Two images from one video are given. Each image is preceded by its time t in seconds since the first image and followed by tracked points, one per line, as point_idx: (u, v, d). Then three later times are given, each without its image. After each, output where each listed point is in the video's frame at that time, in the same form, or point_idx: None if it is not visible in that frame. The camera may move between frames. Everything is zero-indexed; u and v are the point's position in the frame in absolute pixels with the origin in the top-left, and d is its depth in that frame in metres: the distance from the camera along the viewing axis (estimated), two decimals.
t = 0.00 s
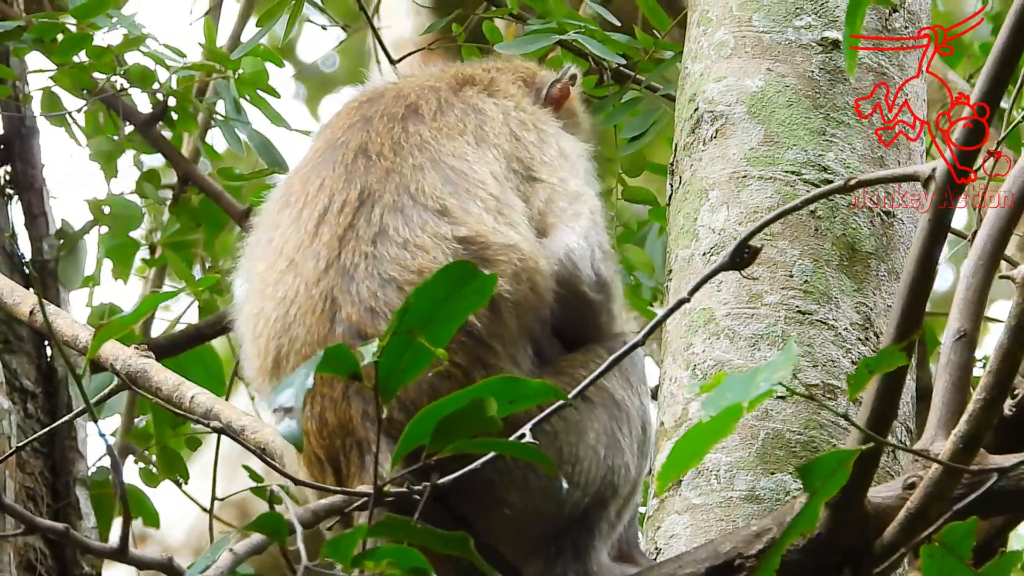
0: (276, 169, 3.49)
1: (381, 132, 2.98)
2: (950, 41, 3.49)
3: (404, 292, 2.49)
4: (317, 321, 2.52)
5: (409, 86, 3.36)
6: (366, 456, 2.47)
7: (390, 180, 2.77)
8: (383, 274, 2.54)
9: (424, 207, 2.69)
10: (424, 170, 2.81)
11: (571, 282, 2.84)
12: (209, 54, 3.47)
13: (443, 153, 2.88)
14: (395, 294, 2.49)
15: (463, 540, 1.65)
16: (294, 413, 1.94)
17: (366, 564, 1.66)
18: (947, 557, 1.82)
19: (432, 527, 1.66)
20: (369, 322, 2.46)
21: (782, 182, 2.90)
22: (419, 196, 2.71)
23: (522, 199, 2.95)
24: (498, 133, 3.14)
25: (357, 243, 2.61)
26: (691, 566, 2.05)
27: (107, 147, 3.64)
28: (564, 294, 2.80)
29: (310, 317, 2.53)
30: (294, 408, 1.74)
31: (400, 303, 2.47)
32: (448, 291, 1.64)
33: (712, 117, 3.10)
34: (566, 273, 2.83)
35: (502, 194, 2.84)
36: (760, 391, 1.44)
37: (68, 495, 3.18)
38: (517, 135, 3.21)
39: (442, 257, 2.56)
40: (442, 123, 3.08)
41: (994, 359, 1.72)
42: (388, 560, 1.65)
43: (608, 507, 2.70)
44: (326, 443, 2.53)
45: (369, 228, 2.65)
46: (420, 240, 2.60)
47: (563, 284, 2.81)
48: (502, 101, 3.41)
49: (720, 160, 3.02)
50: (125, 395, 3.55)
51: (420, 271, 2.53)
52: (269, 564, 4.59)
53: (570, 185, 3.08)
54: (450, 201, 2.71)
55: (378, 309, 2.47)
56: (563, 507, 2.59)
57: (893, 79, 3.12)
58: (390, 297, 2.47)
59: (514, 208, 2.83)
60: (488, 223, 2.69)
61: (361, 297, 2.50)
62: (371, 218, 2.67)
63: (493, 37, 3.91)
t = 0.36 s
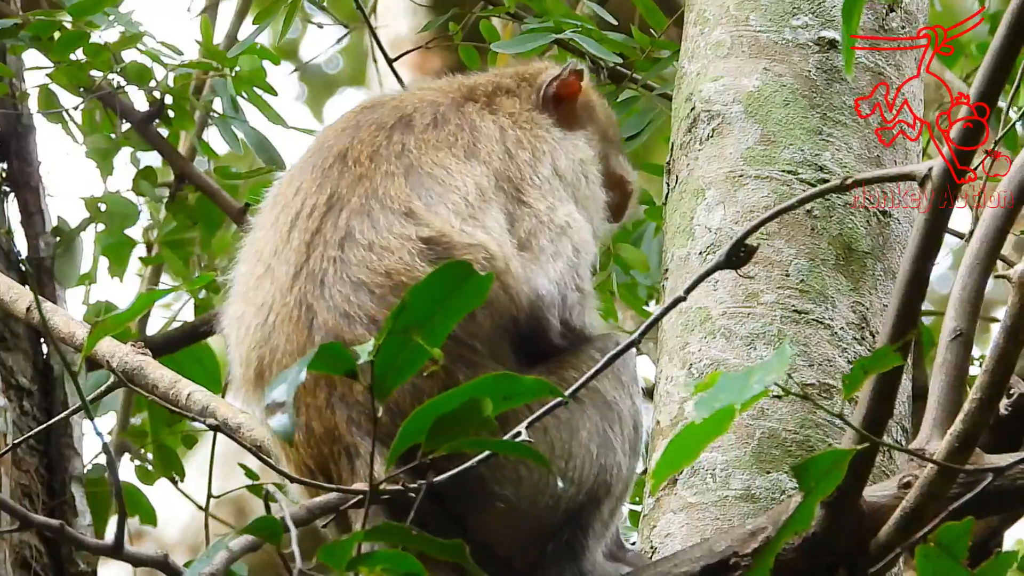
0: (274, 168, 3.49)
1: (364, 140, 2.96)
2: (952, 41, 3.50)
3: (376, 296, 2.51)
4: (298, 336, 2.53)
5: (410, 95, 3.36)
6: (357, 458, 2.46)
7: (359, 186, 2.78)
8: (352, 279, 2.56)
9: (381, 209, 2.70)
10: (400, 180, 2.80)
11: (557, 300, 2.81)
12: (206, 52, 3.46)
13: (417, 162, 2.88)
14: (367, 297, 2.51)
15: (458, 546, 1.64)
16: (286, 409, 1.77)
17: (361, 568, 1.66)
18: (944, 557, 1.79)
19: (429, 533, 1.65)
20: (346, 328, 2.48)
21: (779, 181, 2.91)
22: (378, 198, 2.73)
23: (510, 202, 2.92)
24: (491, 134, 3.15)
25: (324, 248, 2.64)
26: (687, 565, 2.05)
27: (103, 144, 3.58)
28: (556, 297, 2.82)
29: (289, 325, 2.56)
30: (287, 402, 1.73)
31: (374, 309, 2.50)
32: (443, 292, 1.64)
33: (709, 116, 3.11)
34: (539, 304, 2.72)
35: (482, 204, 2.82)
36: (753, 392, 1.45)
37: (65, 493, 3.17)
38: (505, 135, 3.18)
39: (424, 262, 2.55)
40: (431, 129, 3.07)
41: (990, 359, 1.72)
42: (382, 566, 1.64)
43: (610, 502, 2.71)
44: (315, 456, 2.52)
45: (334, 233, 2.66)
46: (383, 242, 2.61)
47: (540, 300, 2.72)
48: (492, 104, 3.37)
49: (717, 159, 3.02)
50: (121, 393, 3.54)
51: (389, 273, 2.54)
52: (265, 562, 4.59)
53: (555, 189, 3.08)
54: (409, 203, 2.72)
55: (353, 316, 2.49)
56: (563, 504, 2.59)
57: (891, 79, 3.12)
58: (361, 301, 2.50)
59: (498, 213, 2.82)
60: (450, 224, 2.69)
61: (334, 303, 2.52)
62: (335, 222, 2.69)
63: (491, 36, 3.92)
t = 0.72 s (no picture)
0: (269, 167, 3.48)
1: (349, 136, 2.95)
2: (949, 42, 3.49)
3: (366, 293, 2.50)
4: (290, 331, 2.52)
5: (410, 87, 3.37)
6: (351, 456, 2.45)
7: (347, 181, 2.77)
8: (342, 274, 2.55)
9: (372, 204, 2.69)
10: (385, 172, 2.79)
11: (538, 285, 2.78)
12: (200, 50, 3.45)
13: (407, 155, 2.87)
14: (357, 293, 2.50)
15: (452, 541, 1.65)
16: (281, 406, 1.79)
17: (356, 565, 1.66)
18: (939, 553, 1.79)
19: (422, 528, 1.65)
20: (337, 325, 2.46)
21: (773, 178, 2.90)
22: (369, 192, 2.72)
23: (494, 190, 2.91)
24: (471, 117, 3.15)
25: (316, 243, 2.63)
26: (683, 562, 2.05)
27: (97, 142, 3.58)
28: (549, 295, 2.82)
29: (281, 323, 2.55)
30: (282, 401, 1.72)
31: (364, 305, 2.49)
32: (433, 289, 1.64)
33: (702, 113, 3.10)
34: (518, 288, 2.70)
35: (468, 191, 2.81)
36: (752, 387, 1.44)
37: (58, 491, 3.16)
38: (482, 122, 3.15)
39: (412, 256, 2.54)
40: (418, 118, 3.07)
41: (985, 356, 1.72)
42: (377, 561, 1.64)
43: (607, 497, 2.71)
44: (309, 454, 2.52)
45: (324, 229, 2.66)
46: (373, 236, 2.60)
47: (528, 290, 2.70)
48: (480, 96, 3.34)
49: (711, 156, 3.02)
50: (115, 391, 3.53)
51: (378, 268, 2.53)
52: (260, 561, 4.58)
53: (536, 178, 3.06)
54: (399, 196, 2.71)
55: (343, 313, 2.48)
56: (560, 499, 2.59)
57: (885, 75, 3.13)
58: (352, 298, 2.49)
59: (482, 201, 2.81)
60: (440, 217, 2.68)
61: (326, 299, 2.52)
62: (325, 219, 2.68)
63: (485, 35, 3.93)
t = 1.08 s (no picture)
0: (264, 173, 3.47)
1: (332, 156, 2.89)
2: (951, 41, 3.53)
3: (349, 301, 2.48)
4: (276, 346, 2.51)
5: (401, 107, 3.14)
6: (345, 462, 2.44)
7: (329, 197, 2.73)
8: (326, 285, 2.53)
9: (353, 218, 2.64)
10: (365, 187, 2.73)
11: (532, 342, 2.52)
12: (197, 57, 3.45)
13: (383, 170, 2.78)
14: (341, 302, 2.48)
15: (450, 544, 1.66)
16: (277, 413, 1.79)
17: (353, 569, 1.65)
18: (937, 559, 1.78)
19: (419, 533, 1.66)
20: (324, 334, 2.45)
21: (769, 183, 2.90)
22: (348, 208, 2.67)
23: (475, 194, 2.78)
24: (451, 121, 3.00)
25: (301, 255, 2.61)
26: (680, 567, 2.04)
27: (93, 147, 3.57)
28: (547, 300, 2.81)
29: (267, 338, 2.54)
30: (278, 410, 1.71)
31: (349, 313, 2.47)
32: (431, 296, 1.63)
33: (699, 119, 3.11)
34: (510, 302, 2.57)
35: (442, 200, 2.72)
36: (752, 394, 1.45)
37: (55, 498, 3.14)
38: (459, 131, 2.96)
39: (395, 265, 2.51)
40: (396, 130, 2.94)
41: (982, 362, 1.72)
42: (376, 567, 1.63)
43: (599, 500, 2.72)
44: (304, 461, 2.50)
45: (308, 243, 2.63)
46: (354, 246, 2.58)
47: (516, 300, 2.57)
48: (453, 105, 3.14)
49: (707, 161, 3.02)
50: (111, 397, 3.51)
51: (360, 276, 2.51)
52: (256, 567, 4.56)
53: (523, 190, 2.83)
54: (378, 208, 2.65)
55: (330, 321, 2.47)
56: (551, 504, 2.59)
57: (880, 78, 3.13)
58: (336, 307, 2.47)
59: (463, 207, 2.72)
60: (418, 228, 2.60)
61: (311, 308, 2.50)
62: (308, 234, 2.65)
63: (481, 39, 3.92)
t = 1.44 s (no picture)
0: (254, 181, 3.45)
1: (353, 159, 2.86)
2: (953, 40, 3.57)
3: (344, 304, 2.49)
4: (274, 345, 2.53)
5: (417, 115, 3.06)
6: (335, 468, 2.43)
7: (341, 202, 2.71)
8: (324, 289, 2.54)
9: (358, 225, 2.63)
10: (375, 196, 2.70)
11: (552, 357, 2.55)
12: (187, 66, 3.45)
13: (395, 177, 2.75)
14: (337, 305, 2.49)
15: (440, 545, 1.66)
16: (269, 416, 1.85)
17: (343, 571, 1.65)
18: (927, 563, 1.77)
19: (409, 534, 1.66)
20: (318, 337, 2.46)
21: (759, 190, 2.91)
22: (356, 215, 2.66)
23: (486, 206, 2.73)
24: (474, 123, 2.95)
25: (305, 259, 2.62)
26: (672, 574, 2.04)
27: (83, 155, 3.59)
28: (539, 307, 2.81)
29: (269, 339, 2.56)
30: (267, 412, 1.72)
31: (344, 316, 2.47)
32: (420, 300, 1.63)
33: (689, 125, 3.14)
34: (515, 307, 2.62)
35: (445, 206, 2.68)
36: (738, 397, 1.44)
37: (46, 506, 3.09)
38: (479, 137, 2.89)
39: (393, 272, 2.51)
40: (416, 134, 2.90)
41: (972, 367, 1.72)
42: (365, 568, 1.63)
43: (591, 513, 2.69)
44: (296, 466, 2.50)
45: (314, 246, 2.63)
46: (355, 253, 2.57)
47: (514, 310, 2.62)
48: (478, 109, 3.06)
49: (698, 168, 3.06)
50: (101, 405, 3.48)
51: (357, 281, 2.51)
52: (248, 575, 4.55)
53: (533, 199, 2.77)
54: (382, 216, 2.64)
55: (325, 324, 2.47)
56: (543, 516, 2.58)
57: (869, 84, 3.14)
58: (332, 310, 2.48)
59: (469, 213, 2.69)
60: (417, 237, 2.59)
61: (308, 312, 2.51)
62: (315, 237, 2.65)
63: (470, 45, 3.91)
